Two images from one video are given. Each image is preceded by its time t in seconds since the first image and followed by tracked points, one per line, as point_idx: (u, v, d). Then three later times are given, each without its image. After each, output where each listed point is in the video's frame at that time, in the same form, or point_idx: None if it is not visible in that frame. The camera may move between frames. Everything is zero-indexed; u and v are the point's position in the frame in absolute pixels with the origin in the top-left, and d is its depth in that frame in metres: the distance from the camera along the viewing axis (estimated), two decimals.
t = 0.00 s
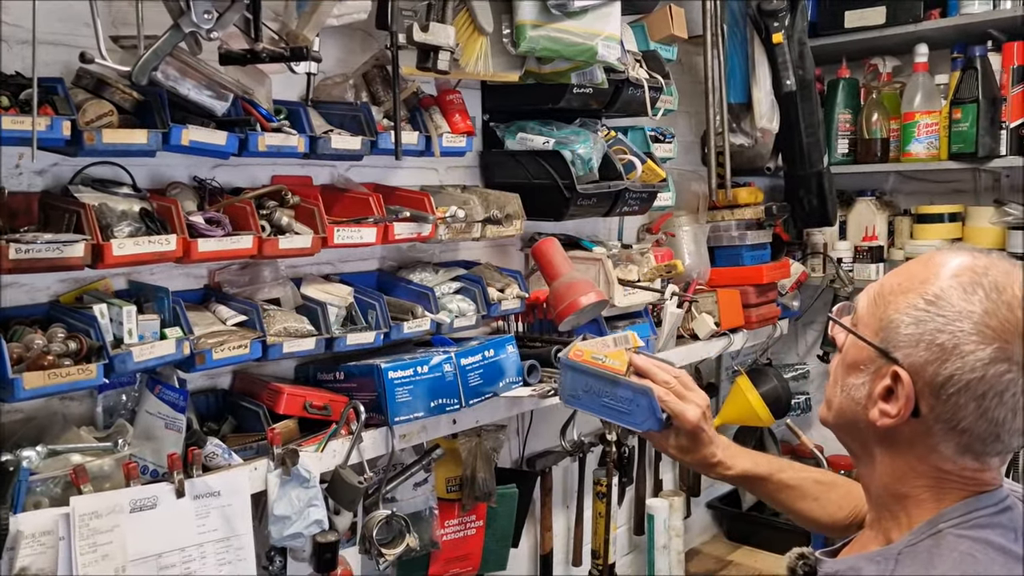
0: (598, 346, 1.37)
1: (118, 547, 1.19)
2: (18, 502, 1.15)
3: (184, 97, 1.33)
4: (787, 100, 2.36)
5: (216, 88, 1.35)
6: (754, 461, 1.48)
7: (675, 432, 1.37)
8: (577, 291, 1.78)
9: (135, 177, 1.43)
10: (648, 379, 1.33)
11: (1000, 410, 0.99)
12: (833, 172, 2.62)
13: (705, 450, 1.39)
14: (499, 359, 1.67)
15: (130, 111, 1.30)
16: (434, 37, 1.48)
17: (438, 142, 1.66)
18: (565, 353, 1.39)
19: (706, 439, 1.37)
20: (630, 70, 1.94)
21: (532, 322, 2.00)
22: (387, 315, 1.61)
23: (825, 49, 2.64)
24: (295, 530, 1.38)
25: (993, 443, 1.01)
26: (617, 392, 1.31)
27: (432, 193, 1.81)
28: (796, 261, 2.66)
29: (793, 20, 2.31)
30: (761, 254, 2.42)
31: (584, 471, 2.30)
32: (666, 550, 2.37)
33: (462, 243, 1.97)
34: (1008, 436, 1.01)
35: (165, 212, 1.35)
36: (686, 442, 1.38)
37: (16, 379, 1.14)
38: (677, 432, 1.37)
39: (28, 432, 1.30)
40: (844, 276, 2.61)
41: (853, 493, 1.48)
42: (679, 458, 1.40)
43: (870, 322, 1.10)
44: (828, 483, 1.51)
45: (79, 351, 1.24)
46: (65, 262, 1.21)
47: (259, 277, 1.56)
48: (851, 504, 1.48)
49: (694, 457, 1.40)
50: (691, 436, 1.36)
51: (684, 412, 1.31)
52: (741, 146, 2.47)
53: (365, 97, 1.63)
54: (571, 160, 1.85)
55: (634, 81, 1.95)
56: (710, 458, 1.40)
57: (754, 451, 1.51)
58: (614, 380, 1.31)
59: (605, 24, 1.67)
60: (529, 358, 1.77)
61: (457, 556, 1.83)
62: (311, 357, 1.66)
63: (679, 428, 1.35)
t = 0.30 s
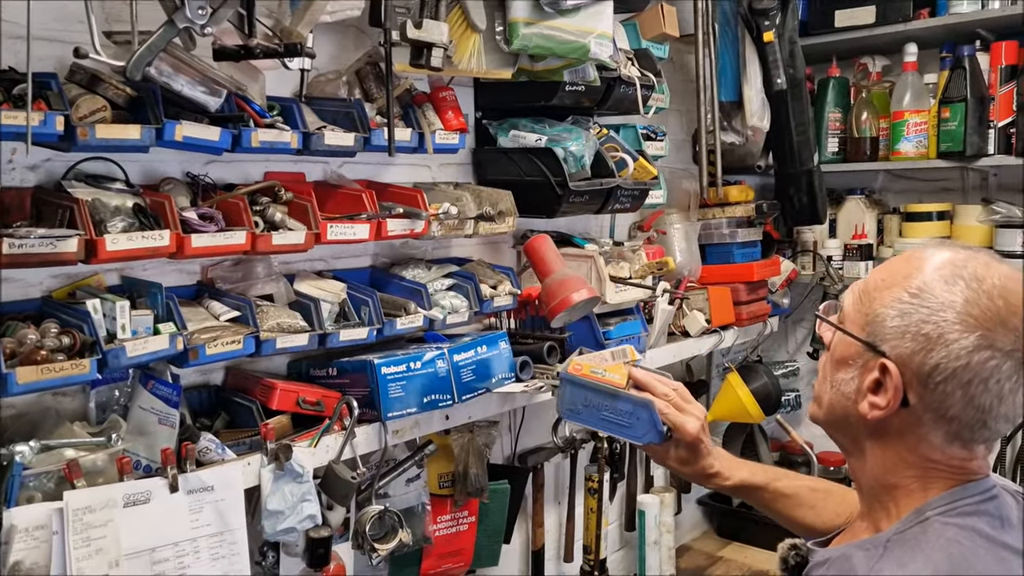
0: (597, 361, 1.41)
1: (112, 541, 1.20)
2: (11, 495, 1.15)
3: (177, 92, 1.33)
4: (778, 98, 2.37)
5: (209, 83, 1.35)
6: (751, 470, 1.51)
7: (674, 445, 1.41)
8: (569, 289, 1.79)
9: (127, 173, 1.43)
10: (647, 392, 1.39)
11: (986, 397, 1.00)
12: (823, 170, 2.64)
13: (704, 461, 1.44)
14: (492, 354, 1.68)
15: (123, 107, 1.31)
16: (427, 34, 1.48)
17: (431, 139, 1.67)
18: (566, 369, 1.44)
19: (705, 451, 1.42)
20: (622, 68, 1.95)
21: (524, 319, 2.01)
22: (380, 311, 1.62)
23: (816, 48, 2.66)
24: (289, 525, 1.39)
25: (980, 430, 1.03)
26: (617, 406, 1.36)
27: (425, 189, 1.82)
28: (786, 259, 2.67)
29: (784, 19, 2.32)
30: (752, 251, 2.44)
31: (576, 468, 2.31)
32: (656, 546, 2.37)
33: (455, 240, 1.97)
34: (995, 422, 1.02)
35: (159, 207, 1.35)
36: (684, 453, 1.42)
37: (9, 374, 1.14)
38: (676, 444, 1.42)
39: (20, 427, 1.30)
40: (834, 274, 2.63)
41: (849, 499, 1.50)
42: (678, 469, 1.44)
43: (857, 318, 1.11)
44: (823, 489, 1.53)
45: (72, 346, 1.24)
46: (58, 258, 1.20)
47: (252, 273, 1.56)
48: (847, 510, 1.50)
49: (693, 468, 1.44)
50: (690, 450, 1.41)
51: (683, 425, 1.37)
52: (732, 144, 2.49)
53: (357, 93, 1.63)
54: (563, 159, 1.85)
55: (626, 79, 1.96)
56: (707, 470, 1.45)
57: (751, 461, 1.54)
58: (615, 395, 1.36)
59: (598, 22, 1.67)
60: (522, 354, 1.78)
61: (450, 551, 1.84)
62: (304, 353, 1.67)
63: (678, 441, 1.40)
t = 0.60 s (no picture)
0: (593, 365, 1.45)
1: (109, 528, 1.20)
2: (7, 483, 1.15)
3: (174, 83, 1.33)
4: (772, 93, 2.38)
5: (205, 73, 1.36)
6: (748, 472, 1.54)
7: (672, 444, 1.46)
8: (564, 281, 1.79)
9: (124, 163, 1.44)
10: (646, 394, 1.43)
11: (970, 373, 1.02)
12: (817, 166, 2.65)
13: (701, 462, 1.47)
14: (487, 346, 1.69)
15: (120, 96, 1.31)
16: (424, 25, 1.50)
17: (427, 130, 1.68)
18: (564, 373, 1.48)
19: (703, 451, 1.46)
20: (617, 62, 1.96)
21: (520, 313, 2.02)
22: (376, 302, 1.62)
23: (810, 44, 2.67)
24: (285, 514, 1.38)
25: (965, 408, 1.04)
26: (616, 407, 1.39)
27: (420, 182, 1.82)
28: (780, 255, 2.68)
29: (778, 13, 2.33)
30: (746, 246, 2.45)
31: (571, 461, 2.31)
32: (651, 539, 2.38)
33: (450, 233, 1.98)
34: (979, 399, 1.04)
35: (155, 197, 1.35)
36: (682, 454, 1.46)
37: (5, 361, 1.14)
38: (675, 445, 1.46)
39: (17, 415, 1.29)
40: (828, 269, 2.64)
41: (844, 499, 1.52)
42: (676, 471, 1.49)
43: (841, 305, 1.14)
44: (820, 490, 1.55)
45: (68, 334, 1.24)
46: (55, 245, 1.21)
47: (248, 264, 1.57)
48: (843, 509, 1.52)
49: (690, 468, 1.48)
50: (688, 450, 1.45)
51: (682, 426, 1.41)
52: (726, 139, 2.50)
53: (353, 85, 1.64)
54: (559, 151, 1.87)
55: (621, 73, 1.97)
56: (704, 471, 1.48)
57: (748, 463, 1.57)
58: (614, 397, 1.40)
59: (592, 15, 1.68)
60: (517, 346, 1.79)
61: (445, 542, 1.84)
62: (299, 344, 1.67)
63: (676, 441, 1.44)
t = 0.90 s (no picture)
0: (595, 355, 1.45)
1: (106, 507, 1.19)
2: (4, 461, 1.15)
3: (171, 60, 1.32)
4: (769, 80, 2.38)
5: (201, 51, 1.35)
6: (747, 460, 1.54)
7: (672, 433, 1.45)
8: (563, 266, 1.79)
9: (120, 142, 1.42)
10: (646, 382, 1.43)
11: (962, 342, 1.01)
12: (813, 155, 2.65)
13: (701, 450, 1.47)
14: (486, 330, 1.68)
15: (116, 73, 1.29)
16: (424, 3, 1.51)
17: (425, 113, 1.67)
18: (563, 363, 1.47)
19: (703, 440, 1.45)
20: (615, 46, 1.95)
21: (518, 299, 2.01)
22: (374, 285, 1.61)
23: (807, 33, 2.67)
24: (284, 496, 1.37)
25: (959, 379, 1.04)
26: (615, 395, 1.39)
27: (418, 166, 1.81)
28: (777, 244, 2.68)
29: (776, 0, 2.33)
30: (743, 234, 2.45)
31: (569, 450, 2.31)
32: (648, 529, 2.37)
33: (448, 219, 1.97)
34: (972, 368, 1.03)
35: (153, 175, 1.34)
36: (683, 442, 1.46)
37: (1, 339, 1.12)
38: (675, 433, 1.45)
39: (11, 396, 1.28)
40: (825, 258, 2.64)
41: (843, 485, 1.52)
42: (676, 460, 1.48)
43: (833, 283, 1.14)
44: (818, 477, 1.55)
45: (65, 312, 1.23)
46: (51, 222, 1.19)
47: (245, 246, 1.55)
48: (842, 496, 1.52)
49: (690, 458, 1.47)
50: (689, 439, 1.45)
51: (682, 414, 1.40)
52: (723, 127, 2.50)
53: (351, 67, 1.62)
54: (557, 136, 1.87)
55: (619, 59, 1.96)
56: (703, 459, 1.48)
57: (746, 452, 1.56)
58: (615, 384, 1.39)
59: None
60: (516, 330, 1.78)
61: (444, 529, 1.83)
62: (296, 328, 1.66)
63: (676, 429, 1.44)
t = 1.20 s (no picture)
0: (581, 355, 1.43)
1: (86, 489, 1.18)
2: None
3: (151, 36, 1.30)
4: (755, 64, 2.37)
5: (182, 27, 1.32)
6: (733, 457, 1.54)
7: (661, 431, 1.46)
8: (550, 250, 1.78)
9: (99, 121, 1.39)
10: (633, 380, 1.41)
11: (948, 309, 1.02)
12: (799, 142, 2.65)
13: (688, 448, 1.48)
14: (472, 313, 1.66)
15: (94, 48, 1.27)
16: None
17: (410, 94, 1.65)
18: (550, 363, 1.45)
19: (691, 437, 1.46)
20: (601, 29, 1.94)
21: (505, 284, 2.00)
22: (359, 268, 1.60)
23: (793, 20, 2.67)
24: (267, 479, 1.36)
25: (947, 347, 1.04)
26: (605, 394, 1.36)
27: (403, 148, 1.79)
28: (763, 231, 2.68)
29: None
30: (729, 221, 2.45)
31: (556, 436, 2.30)
32: (634, 515, 2.37)
33: (433, 203, 1.95)
34: (958, 334, 1.04)
35: (132, 153, 1.32)
36: (671, 440, 1.46)
37: None
38: (664, 431, 1.46)
39: None
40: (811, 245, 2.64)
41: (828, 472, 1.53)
42: (665, 458, 1.49)
43: (808, 268, 1.13)
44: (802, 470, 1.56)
45: (43, 291, 1.20)
46: (28, 199, 1.17)
47: (228, 228, 1.53)
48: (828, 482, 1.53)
49: (678, 455, 1.48)
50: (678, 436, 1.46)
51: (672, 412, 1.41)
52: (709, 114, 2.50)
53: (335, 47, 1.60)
54: (544, 118, 1.85)
55: (605, 42, 1.95)
56: (691, 456, 1.49)
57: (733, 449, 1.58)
58: (606, 384, 1.36)
59: None
60: (502, 314, 1.76)
61: (430, 515, 1.81)
62: (280, 311, 1.64)
63: (665, 426, 1.44)
